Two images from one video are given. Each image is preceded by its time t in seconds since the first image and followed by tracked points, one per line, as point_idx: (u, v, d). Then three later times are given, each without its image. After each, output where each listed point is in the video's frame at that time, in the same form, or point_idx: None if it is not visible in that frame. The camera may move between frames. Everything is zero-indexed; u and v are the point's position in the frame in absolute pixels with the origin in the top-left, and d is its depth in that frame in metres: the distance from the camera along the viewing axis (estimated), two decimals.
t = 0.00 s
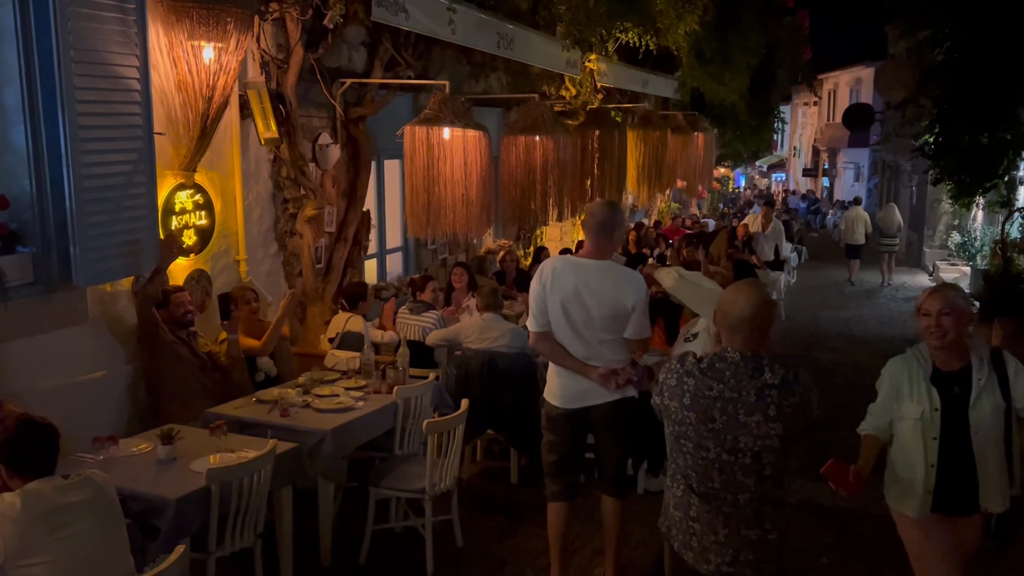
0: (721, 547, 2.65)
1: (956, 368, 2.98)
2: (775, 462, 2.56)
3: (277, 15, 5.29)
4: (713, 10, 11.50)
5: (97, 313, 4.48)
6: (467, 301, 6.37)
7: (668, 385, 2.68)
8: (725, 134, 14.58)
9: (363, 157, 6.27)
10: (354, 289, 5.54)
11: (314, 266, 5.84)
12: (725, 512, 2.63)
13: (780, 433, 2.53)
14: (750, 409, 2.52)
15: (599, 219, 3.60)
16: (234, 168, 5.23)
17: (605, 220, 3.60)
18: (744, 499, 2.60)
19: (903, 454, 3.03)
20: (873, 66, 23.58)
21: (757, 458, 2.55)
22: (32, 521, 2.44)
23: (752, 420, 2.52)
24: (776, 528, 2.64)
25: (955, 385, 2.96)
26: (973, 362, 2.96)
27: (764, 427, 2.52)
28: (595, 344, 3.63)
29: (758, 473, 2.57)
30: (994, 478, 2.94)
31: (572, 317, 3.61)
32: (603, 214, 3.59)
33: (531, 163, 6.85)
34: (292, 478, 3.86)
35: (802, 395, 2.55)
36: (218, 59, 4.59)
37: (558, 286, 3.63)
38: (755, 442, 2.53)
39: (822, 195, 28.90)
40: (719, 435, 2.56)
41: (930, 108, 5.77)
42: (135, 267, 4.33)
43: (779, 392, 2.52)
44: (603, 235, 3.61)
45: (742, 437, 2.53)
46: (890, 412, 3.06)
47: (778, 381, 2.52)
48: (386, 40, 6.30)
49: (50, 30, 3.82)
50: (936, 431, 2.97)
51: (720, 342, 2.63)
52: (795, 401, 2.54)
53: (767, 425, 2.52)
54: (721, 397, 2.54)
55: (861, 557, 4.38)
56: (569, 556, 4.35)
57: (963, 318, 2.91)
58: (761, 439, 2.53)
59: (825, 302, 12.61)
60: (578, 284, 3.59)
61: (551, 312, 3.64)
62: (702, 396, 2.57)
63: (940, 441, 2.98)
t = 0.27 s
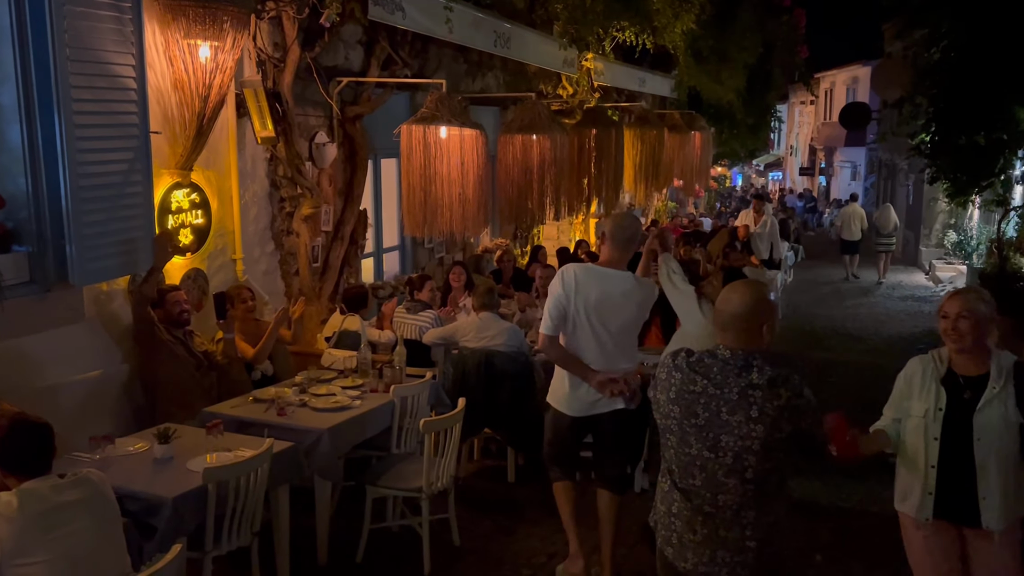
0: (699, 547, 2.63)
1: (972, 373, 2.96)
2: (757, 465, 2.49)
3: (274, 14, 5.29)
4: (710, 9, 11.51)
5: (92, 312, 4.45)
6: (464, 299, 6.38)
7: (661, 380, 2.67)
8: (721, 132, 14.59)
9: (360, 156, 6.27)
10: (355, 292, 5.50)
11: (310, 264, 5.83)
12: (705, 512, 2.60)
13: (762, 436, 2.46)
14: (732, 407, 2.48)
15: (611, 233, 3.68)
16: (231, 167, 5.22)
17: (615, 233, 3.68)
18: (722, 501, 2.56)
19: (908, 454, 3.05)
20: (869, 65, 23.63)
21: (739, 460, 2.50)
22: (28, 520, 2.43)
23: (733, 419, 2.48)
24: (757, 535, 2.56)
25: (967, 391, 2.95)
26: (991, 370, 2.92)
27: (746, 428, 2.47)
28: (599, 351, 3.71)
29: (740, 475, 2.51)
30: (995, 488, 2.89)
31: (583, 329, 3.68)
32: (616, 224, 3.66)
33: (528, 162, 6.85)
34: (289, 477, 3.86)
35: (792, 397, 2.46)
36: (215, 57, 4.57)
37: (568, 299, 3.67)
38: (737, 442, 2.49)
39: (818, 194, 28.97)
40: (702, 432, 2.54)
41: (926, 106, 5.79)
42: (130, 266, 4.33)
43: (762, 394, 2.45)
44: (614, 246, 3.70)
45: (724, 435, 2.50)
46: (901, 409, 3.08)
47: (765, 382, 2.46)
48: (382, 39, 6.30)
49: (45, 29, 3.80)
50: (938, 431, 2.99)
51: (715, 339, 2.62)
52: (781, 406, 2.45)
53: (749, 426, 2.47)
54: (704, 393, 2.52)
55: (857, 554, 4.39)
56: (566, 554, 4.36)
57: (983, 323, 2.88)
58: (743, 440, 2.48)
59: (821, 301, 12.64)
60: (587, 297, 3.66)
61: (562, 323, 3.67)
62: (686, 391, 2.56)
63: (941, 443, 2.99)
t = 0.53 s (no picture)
0: (687, 550, 2.63)
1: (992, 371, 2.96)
2: (747, 469, 2.48)
3: (272, 13, 5.28)
4: (708, 8, 11.51)
5: (90, 311, 4.42)
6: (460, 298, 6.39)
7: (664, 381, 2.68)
8: (719, 132, 14.60)
9: (358, 156, 6.27)
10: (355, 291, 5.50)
11: (308, 264, 5.83)
12: (697, 516, 2.59)
13: (752, 440, 2.44)
14: (723, 408, 2.48)
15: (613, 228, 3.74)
16: (229, 166, 5.22)
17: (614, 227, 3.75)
18: (712, 505, 2.55)
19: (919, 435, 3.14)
20: (867, 64, 23.66)
21: (729, 462, 2.49)
22: (25, 520, 2.43)
23: (725, 420, 2.48)
24: (745, 543, 2.54)
25: (980, 385, 2.97)
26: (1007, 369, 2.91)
27: (736, 430, 2.46)
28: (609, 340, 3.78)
29: (730, 478, 2.50)
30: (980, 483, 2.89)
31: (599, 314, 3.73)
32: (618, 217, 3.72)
33: (526, 161, 6.84)
34: (287, 476, 3.86)
35: (786, 403, 2.42)
36: (212, 56, 4.57)
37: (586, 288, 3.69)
38: (728, 444, 2.48)
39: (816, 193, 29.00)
40: (695, 433, 2.55)
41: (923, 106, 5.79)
42: (127, 265, 4.32)
43: (754, 397, 2.43)
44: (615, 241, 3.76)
45: (716, 437, 2.50)
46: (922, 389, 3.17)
47: (758, 383, 2.43)
48: (380, 38, 6.30)
49: (42, 26, 3.78)
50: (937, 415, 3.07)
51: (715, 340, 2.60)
52: (775, 411, 2.42)
53: (739, 427, 2.45)
54: (699, 393, 2.54)
55: (855, 553, 4.41)
56: (564, 553, 4.36)
57: (1011, 317, 2.87)
58: (734, 443, 2.47)
59: (818, 300, 12.66)
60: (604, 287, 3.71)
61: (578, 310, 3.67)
62: (683, 390, 2.58)
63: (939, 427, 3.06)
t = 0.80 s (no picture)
0: (706, 548, 2.64)
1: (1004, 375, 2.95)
2: (763, 468, 2.46)
3: (270, 12, 5.28)
4: (706, 8, 11.51)
5: (87, 311, 4.41)
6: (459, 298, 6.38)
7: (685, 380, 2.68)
8: (717, 132, 14.60)
9: (356, 155, 6.27)
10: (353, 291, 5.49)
11: (307, 263, 5.83)
12: (716, 514, 2.59)
13: (767, 437, 2.44)
14: (738, 406, 2.48)
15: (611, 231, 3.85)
16: (227, 165, 5.21)
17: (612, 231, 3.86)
18: (731, 503, 2.54)
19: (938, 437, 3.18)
20: (865, 64, 23.67)
21: (745, 460, 2.48)
22: (22, 520, 2.43)
23: (741, 418, 2.47)
24: (764, 543, 2.52)
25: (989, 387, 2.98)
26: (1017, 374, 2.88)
27: (752, 428, 2.46)
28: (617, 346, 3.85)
29: (746, 477, 2.49)
30: (971, 483, 2.93)
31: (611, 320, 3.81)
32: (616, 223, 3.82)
33: (525, 160, 6.84)
34: (286, 476, 3.86)
35: (803, 399, 2.42)
36: (210, 55, 4.57)
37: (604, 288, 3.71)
38: (744, 443, 2.47)
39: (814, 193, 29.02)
40: (711, 431, 2.55)
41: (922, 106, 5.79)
42: (126, 264, 4.32)
43: (768, 393, 2.43)
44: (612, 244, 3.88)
45: (732, 435, 2.50)
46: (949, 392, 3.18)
47: (772, 380, 2.43)
48: (379, 38, 6.29)
49: (41, 26, 3.79)
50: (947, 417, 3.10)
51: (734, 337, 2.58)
52: (790, 408, 2.42)
53: (755, 425, 2.45)
54: (714, 390, 2.54)
55: (853, 553, 4.41)
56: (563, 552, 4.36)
57: None
58: (750, 441, 2.46)
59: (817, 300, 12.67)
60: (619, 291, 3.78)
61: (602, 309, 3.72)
62: (700, 388, 2.58)
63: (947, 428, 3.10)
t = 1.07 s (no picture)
0: (728, 565, 2.63)
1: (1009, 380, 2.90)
2: (776, 484, 2.44)
3: (270, 12, 5.28)
4: (706, 9, 11.52)
5: (87, 310, 4.40)
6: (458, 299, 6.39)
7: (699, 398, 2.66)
8: (717, 132, 14.61)
9: (356, 155, 6.28)
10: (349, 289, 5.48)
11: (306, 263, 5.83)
12: (739, 531, 2.58)
13: (777, 452, 2.42)
14: (748, 422, 2.47)
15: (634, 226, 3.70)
16: (227, 165, 5.21)
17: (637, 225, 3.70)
18: (750, 519, 2.53)
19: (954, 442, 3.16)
20: (864, 65, 23.69)
21: (758, 477, 2.47)
22: (23, 519, 2.43)
23: (751, 434, 2.46)
24: (788, 560, 2.50)
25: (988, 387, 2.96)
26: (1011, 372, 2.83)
27: (763, 445, 2.44)
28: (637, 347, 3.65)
29: (760, 493, 2.48)
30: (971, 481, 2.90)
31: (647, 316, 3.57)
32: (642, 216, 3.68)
33: (525, 161, 6.85)
34: (285, 475, 3.86)
35: (812, 414, 2.39)
36: (210, 55, 4.57)
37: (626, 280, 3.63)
38: (756, 459, 2.46)
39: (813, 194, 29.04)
40: (725, 446, 2.54)
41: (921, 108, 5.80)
42: (125, 264, 4.32)
43: (778, 409, 2.42)
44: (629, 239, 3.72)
45: (744, 451, 2.49)
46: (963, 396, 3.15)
47: (782, 394, 2.42)
48: (379, 38, 6.29)
49: (41, 25, 3.78)
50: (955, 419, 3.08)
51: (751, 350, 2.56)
52: (801, 422, 2.39)
53: (766, 442, 2.44)
54: (725, 406, 2.53)
55: (852, 554, 4.41)
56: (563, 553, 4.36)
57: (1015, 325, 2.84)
58: (761, 457, 2.45)
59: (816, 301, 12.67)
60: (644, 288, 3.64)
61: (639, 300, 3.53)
62: (711, 404, 2.58)
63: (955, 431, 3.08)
